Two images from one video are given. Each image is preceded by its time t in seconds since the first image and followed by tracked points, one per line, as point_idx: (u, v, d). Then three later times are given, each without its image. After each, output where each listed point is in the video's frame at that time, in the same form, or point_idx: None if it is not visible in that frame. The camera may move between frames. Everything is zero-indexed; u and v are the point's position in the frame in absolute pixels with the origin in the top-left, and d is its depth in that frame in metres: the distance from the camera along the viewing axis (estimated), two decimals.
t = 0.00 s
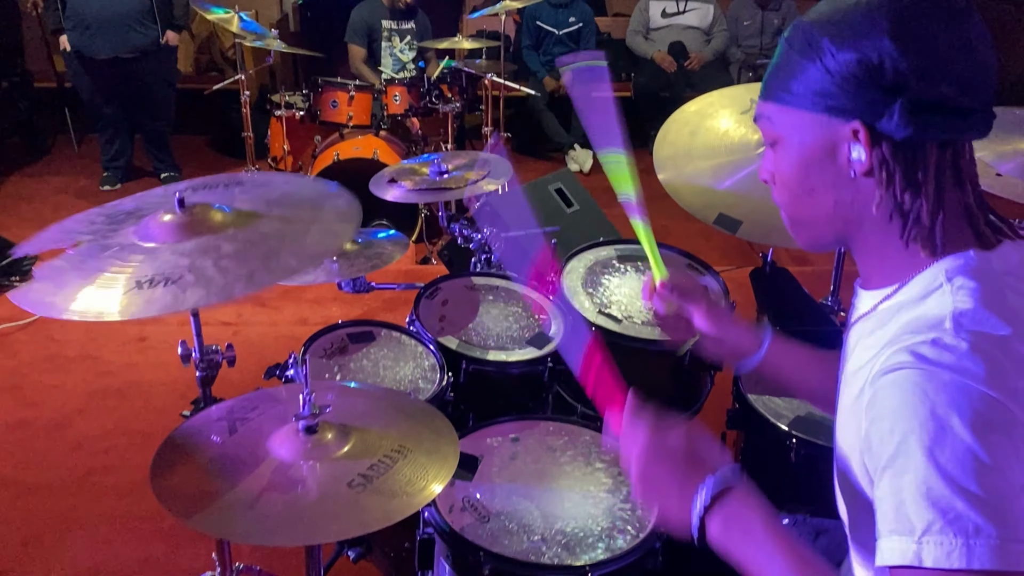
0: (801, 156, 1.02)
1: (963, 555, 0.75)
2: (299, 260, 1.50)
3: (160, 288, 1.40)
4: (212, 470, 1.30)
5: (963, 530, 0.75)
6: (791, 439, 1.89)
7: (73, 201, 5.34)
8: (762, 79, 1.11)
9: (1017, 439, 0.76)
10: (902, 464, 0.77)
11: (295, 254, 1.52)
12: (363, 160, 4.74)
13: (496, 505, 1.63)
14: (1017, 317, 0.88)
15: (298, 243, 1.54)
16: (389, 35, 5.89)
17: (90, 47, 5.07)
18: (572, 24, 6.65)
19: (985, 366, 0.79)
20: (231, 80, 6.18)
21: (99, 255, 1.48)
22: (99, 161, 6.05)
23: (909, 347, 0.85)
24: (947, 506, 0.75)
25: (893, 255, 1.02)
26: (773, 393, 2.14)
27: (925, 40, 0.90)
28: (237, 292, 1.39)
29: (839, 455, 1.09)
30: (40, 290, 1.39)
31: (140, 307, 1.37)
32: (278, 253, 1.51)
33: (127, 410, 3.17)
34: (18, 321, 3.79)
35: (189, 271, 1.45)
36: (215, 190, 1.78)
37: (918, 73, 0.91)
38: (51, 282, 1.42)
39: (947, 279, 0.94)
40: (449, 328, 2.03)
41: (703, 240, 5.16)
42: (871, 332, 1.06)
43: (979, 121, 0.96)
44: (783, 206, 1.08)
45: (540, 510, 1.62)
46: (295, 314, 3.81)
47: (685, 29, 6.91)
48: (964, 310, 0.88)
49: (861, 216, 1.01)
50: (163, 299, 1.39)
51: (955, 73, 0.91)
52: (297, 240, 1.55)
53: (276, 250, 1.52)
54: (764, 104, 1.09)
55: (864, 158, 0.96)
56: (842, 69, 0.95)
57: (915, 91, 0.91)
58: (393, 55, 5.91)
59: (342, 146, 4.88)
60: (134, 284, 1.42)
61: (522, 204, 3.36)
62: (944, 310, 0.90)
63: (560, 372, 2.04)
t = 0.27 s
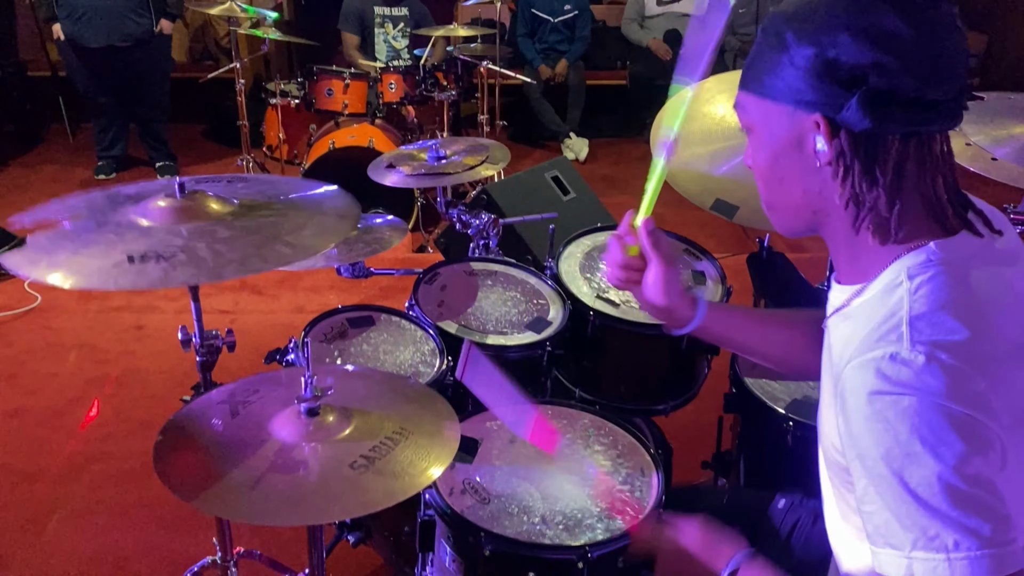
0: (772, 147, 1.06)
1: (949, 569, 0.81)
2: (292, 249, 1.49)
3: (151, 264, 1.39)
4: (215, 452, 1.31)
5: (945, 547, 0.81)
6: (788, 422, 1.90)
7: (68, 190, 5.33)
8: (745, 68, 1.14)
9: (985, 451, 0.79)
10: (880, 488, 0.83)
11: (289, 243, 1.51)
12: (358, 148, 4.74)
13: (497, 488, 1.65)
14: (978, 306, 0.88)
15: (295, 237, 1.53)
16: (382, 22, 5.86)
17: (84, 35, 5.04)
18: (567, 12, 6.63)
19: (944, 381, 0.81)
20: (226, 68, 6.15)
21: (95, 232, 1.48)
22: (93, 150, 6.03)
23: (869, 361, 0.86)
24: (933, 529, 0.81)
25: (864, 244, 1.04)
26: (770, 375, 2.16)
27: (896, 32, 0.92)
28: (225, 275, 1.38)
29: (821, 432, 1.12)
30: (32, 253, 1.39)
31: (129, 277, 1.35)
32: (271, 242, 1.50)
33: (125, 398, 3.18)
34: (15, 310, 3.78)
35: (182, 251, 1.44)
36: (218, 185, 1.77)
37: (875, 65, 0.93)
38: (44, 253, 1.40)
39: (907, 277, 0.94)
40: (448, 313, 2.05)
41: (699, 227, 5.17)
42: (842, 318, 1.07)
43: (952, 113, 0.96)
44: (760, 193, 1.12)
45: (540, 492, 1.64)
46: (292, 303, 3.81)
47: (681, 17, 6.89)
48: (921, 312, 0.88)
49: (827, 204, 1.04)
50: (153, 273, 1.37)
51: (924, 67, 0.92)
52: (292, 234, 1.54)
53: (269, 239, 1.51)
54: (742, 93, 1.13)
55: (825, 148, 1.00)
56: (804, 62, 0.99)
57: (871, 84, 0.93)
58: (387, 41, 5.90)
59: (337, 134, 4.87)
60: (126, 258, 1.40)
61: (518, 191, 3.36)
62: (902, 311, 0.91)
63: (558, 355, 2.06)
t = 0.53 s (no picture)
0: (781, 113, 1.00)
1: (957, 568, 0.78)
2: (272, 259, 1.49)
3: (131, 239, 1.39)
4: (212, 432, 1.32)
5: (953, 545, 0.77)
6: (783, 405, 1.92)
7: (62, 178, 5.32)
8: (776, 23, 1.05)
9: (991, 450, 0.77)
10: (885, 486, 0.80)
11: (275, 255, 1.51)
12: (354, 135, 4.72)
13: (493, 469, 1.65)
14: (983, 301, 0.85)
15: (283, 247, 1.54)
16: (377, 8, 5.83)
17: (76, 21, 5.01)
18: None
19: (951, 379, 0.78)
20: (220, 55, 6.12)
21: (81, 188, 1.46)
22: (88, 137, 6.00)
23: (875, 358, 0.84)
24: (938, 529, 0.78)
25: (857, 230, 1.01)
26: (764, 358, 2.18)
27: (916, 22, 0.83)
28: (204, 271, 1.38)
29: (820, 426, 1.10)
30: (9, 194, 1.35)
31: (106, 247, 1.34)
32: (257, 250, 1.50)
33: (121, 384, 3.18)
34: (10, 297, 3.78)
35: (164, 235, 1.44)
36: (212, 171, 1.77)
37: (892, 52, 0.85)
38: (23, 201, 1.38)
39: (912, 271, 0.90)
40: (444, 297, 2.05)
41: (695, 215, 5.17)
42: (841, 311, 1.04)
43: (969, 114, 0.89)
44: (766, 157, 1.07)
45: (536, 473, 1.65)
46: (288, 289, 3.81)
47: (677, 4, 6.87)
48: (926, 305, 0.85)
49: (826, 182, 1.01)
50: (133, 252, 1.37)
51: (944, 63, 0.84)
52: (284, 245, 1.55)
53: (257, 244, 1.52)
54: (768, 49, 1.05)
55: (828, 127, 0.95)
56: (823, 39, 0.91)
57: (883, 69, 0.86)
58: (382, 27, 5.89)
59: (333, 121, 4.85)
60: (108, 225, 1.40)
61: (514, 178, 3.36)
62: (905, 304, 0.87)
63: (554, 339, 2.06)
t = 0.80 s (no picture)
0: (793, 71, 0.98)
1: (926, 495, 0.71)
2: (278, 218, 1.46)
3: (133, 236, 1.37)
4: (208, 417, 1.32)
5: (923, 472, 0.71)
6: (777, 390, 1.91)
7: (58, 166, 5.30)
8: None
9: (962, 384, 0.74)
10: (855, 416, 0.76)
11: (274, 214, 1.47)
12: (350, 123, 4.71)
13: (488, 455, 1.66)
14: (965, 266, 0.84)
15: (280, 206, 1.49)
16: None
17: (70, 8, 4.97)
18: None
19: (929, 317, 0.76)
20: (215, 43, 6.08)
21: (86, 201, 1.47)
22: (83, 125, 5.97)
23: (854, 302, 0.82)
24: (908, 456, 0.72)
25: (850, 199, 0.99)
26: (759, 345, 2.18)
27: None
28: (205, 244, 1.37)
29: (804, 405, 1.06)
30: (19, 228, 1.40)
31: (108, 251, 1.34)
32: (254, 211, 1.47)
33: (117, 372, 3.18)
34: (6, 285, 3.76)
35: (164, 221, 1.42)
36: (214, 149, 1.76)
37: (894, 18, 0.83)
38: (34, 224, 1.41)
39: (899, 229, 0.89)
40: (440, 283, 2.04)
41: (691, 202, 5.17)
42: (824, 284, 1.01)
43: (970, 91, 0.85)
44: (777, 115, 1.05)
45: (530, 458, 1.66)
46: (284, 277, 3.80)
47: None
48: (909, 259, 0.84)
49: (824, 147, 0.99)
50: (132, 246, 1.36)
51: (951, 32, 0.81)
52: (278, 204, 1.50)
53: (252, 207, 1.48)
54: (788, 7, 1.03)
55: (829, 89, 0.93)
56: None
57: (883, 36, 0.84)
58: (378, 13, 5.85)
59: (328, 109, 4.83)
60: (108, 229, 1.39)
61: (510, 164, 3.35)
62: (890, 261, 0.86)
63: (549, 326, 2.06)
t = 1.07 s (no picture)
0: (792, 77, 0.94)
1: (933, 509, 0.72)
2: (261, 229, 1.44)
3: (115, 220, 1.36)
4: (204, 408, 1.32)
5: (932, 485, 0.72)
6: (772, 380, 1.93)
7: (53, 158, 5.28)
8: None
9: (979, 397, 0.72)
10: (865, 422, 0.75)
11: (257, 220, 1.46)
12: (345, 114, 4.70)
13: (484, 446, 1.67)
14: (989, 264, 0.81)
15: (269, 211, 1.50)
16: None
17: None
18: None
19: (951, 326, 0.74)
20: (209, 34, 6.06)
21: (73, 178, 1.47)
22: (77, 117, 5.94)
23: (870, 300, 0.79)
24: (918, 469, 0.72)
25: (865, 199, 0.95)
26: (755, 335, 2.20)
27: None
28: (184, 239, 1.35)
29: (811, 389, 1.04)
30: None
31: (88, 228, 1.33)
32: (239, 214, 1.47)
33: (113, 364, 3.18)
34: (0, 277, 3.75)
35: (149, 210, 1.41)
36: (210, 146, 1.75)
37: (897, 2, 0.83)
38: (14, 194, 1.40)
39: (919, 230, 0.85)
40: (436, 275, 2.04)
41: (687, 193, 5.18)
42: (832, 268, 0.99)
43: (978, 67, 0.84)
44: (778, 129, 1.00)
45: (526, 449, 1.66)
46: (280, 269, 3.80)
47: None
48: (929, 258, 0.81)
49: (837, 148, 0.94)
50: (116, 229, 1.35)
51: (949, 10, 0.81)
52: (266, 208, 1.51)
53: (240, 207, 1.49)
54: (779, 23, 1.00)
55: (840, 85, 0.89)
56: None
57: (889, 21, 0.83)
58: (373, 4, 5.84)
59: (324, 100, 4.82)
60: (91, 209, 1.38)
61: (506, 156, 3.35)
62: (907, 257, 0.83)
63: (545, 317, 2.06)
